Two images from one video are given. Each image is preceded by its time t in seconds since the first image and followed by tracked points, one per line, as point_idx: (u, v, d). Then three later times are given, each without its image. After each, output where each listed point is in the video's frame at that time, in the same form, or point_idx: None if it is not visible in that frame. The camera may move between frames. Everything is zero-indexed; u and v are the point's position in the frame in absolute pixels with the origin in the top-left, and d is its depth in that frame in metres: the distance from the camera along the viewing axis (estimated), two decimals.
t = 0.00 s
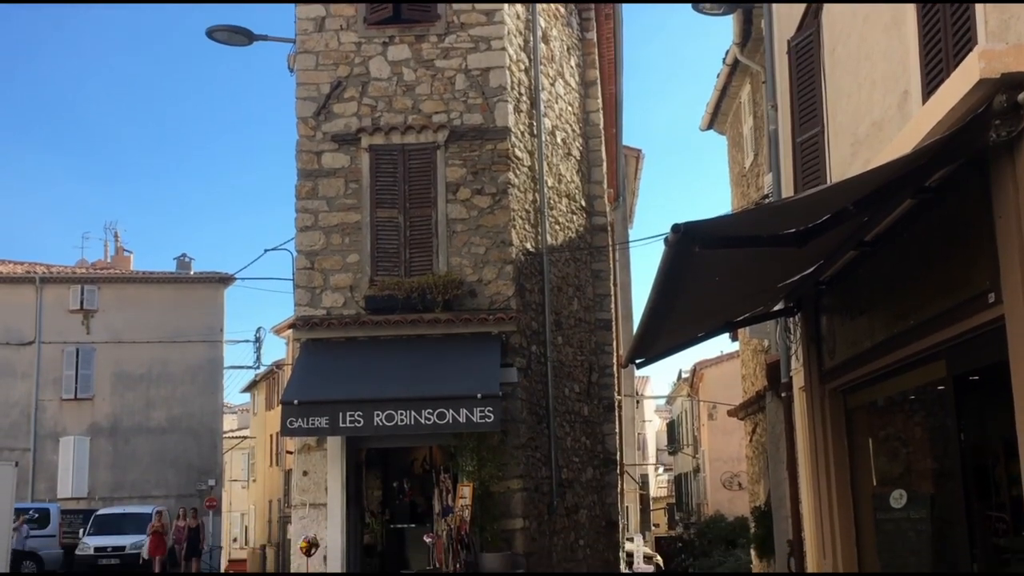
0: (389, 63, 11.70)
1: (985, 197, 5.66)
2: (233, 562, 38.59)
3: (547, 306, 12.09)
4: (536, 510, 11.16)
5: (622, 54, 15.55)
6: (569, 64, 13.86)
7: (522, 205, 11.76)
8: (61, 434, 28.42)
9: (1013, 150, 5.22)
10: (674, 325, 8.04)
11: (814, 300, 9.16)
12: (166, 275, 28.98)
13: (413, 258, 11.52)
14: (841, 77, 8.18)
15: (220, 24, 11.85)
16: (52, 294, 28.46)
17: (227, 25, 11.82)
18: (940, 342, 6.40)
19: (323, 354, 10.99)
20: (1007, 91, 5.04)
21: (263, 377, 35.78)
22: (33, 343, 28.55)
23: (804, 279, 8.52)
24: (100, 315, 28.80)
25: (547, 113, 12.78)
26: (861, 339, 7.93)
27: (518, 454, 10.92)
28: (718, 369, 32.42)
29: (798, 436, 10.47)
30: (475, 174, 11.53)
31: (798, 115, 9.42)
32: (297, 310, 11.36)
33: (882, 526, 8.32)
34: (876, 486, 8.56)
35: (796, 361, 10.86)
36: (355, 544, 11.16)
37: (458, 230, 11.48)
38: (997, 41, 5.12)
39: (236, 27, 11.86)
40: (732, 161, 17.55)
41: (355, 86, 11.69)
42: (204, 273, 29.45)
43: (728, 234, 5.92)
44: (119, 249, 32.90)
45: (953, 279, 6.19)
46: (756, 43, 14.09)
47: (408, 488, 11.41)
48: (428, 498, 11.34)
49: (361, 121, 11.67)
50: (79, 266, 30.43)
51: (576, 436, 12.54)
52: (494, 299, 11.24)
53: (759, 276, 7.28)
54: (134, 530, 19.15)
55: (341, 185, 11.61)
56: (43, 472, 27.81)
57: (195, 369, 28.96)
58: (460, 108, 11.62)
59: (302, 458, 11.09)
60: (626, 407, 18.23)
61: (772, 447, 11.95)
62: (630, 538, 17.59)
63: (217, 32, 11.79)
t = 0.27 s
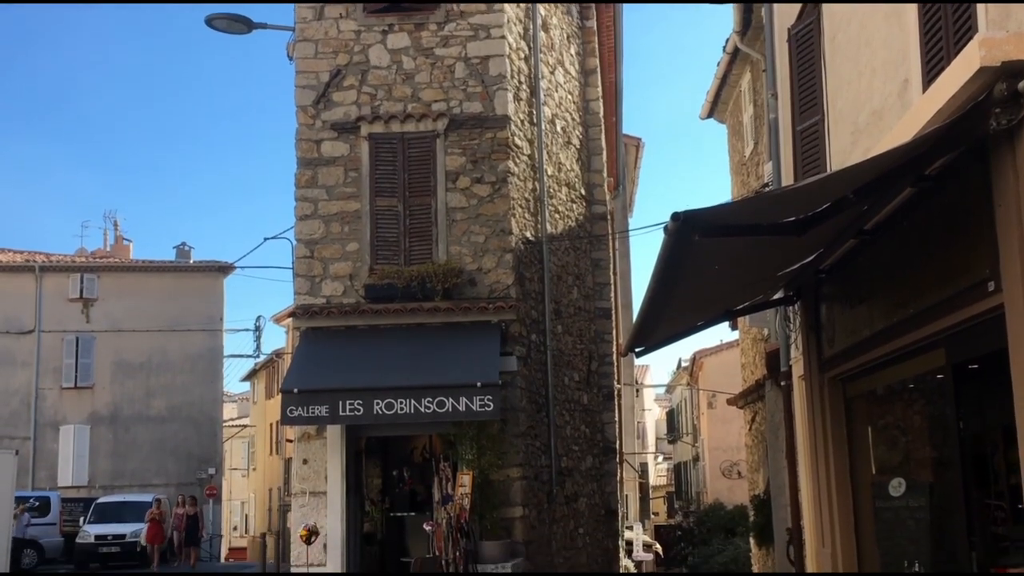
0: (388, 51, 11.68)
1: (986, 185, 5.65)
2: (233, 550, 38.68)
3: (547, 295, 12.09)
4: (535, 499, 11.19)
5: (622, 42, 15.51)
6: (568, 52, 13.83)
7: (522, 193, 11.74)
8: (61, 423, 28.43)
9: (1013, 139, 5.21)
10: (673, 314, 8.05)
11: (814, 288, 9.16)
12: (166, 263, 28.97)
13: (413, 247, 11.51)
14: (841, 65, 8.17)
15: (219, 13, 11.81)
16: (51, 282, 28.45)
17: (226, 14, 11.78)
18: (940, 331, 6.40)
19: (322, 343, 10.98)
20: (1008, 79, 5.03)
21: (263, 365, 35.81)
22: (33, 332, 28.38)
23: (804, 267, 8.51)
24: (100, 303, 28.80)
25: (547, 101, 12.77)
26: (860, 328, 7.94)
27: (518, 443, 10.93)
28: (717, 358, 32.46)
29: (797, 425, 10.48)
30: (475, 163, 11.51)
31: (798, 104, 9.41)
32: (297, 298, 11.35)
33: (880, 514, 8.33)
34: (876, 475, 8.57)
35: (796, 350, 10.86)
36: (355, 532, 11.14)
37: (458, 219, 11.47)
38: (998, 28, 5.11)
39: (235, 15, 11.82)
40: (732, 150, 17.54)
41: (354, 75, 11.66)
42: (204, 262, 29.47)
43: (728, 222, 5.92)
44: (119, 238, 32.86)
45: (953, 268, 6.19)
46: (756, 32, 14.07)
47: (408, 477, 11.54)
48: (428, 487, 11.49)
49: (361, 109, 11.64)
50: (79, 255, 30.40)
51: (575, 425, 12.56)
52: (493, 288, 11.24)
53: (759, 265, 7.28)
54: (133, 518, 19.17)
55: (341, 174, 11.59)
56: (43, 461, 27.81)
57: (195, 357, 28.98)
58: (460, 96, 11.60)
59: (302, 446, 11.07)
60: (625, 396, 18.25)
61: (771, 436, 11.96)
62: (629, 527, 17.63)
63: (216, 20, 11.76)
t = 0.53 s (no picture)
0: (388, 39, 11.65)
1: (986, 172, 5.64)
2: (233, 538, 38.76)
3: (547, 284, 12.09)
4: (535, 486, 11.22)
5: (622, 31, 15.48)
6: (568, 40, 13.80)
7: (521, 181, 11.73)
8: (61, 411, 28.47)
9: (1014, 127, 5.20)
10: (673, 302, 8.06)
11: (813, 277, 9.17)
12: (165, 252, 28.96)
13: (413, 235, 11.50)
14: (841, 53, 8.16)
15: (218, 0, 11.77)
16: (52, 271, 28.39)
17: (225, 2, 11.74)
18: (940, 318, 6.39)
19: (322, 331, 10.98)
20: (1008, 67, 5.02)
21: (263, 354, 35.84)
22: (32, 321, 28.38)
23: (803, 256, 8.51)
24: (99, 292, 28.75)
25: (547, 89, 12.74)
26: (860, 316, 7.94)
27: (517, 431, 10.95)
28: (717, 347, 32.51)
29: (796, 413, 10.49)
30: (474, 151, 11.50)
31: (798, 92, 9.40)
32: (296, 287, 11.34)
33: (880, 502, 8.36)
34: (875, 463, 8.59)
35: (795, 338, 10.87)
36: (355, 520, 11.15)
37: (458, 207, 11.46)
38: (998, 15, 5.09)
39: (234, 3, 11.78)
40: (732, 138, 17.51)
41: (354, 63, 11.64)
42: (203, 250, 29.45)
43: (727, 210, 5.91)
44: (118, 226, 32.84)
45: (953, 255, 6.18)
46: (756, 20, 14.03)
47: (407, 465, 11.66)
48: (428, 475, 11.60)
49: (361, 98, 11.62)
50: (78, 244, 30.38)
51: (575, 413, 12.57)
52: (493, 276, 11.24)
53: (758, 253, 7.28)
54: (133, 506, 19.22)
55: (340, 162, 11.58)
56: (43, 448, 27.93)
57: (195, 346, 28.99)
58: (459, 84, 11.58)
59: (302, 434, 11.09)
60: (625, 384, 18.29)
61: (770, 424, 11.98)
62: (629, 515, 17.65)
63: (215, 8, 11.72)
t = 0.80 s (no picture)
0: (387, 24, 11.60)
1: (986, 158, 5.63)
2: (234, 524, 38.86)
3: (546, 270, 12.09)
4: (535, 472, 11.25)
5: (622, 16, 15.43)
6: (568, 25, 13.75)
7: (521, 167, 11.71)
8: (61, 397, 28.51)
9: (1014, 112, 5.19)
10: (673, 287, 8.06)
11: (813, 263, 9.16)
12: (165, 238, 28.93)
13: (412, 221, 11.49)
14: (842, 38, 8.14)
15: None
16: (51, 257, 28.42)
17: None
18: (939, 303, 6.39)
19: (322, 317, 10.98)
20: (1009, 51, 5.00)
21: (263, 341, 35.87)
22: (32, 307, 28.37)
23: (803, 241, 8.50)
24: (99, 278, 28.70)
25: (547, 75, 12.71)
26: (860, 302, 7.94)
27: (517, 417, 10.97)
28: (717, 333, 32.54)
29: (795, 398, 10.51)
30: (474, 137, 11.48)
31: (798, 78, 9.38)
32: (296, 273, 11.33)
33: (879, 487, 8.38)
34: (874, 448, 8.60)
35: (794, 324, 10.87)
36: (355, 505, 11.15)
37: (457, 193, 11.45)
38: None
39: None
40: (732, 124, 17.48)
41: (353, 48, 11.61)
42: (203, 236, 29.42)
43: (727, 195, 5.91)
44: (117, 212, 32.81)
45: (952, 240, 6.18)
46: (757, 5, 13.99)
47: (407, 451, 11.69)
48: (427, 461, 11.66)
49: (360, 83, 11.59)
50: (77, 230, 30.35)
51: (574, 399, 12.59)
52: (493, 262, 11.23)
53: (758, 239, 7.28)
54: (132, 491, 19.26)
55: (340, 148, 11.56)
56: (43, 434, 28.02)
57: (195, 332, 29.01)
58: (459, 70, 11.55)
59: (302, 420, 11.07)
60: (625, 370, 18.31)
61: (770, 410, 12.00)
62: (629, 500, 17.69)
63: None
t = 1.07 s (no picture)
0: (386, 11, 11.57)
1: (987, 145, 5.62)
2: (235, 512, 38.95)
3: (546, 257, 12.08)
4: (535, 460, 11.28)
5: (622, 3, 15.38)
6: (568, 12, 13.71)
7: (521, 155, 11.69)
8: (61, 385, 28.55)
9: (1014, 98, 5.18)
10: (673, 275, 8.07)
11: (813, 250, 9.16)
12: (165, 227, 28.91)
13: (411, 209, 11.48)
14: (842, 25, 8.12)
15: None
16: (51, 245, 28.16)
17: None
18: (939, 291, 6.40)
19: (321, 305, 10.98)
20: (1010, 38, 4.99)
21: (263, 329, 35.89)
22: (32, 294, 28.37)
23: (803, 229, 8.49)
24: (99, 267, 28.57)
25: (546, 62, 12.67)
26: (859, 289, 7.94)
27: (517, 405, 10.98)
28: (717, 321, 32.55)
29: (795, 386, 10.52)
30: (473, 125, 11.46)
31: (799, 65, 9.36)
32: (295, 261, 11.33)
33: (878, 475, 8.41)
34: (873, 435, 8.61)
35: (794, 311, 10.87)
36: (355, 493, 11.15)
37: (457, 181, 11.43)
38: None
39: None
40: (732, 112, 17.44)
41: (352, 36, 11.57)
42: (204, 224, 29.13)
43: (726, 182, 5.90)
44: (117, 200, 32.78)
45: (952, 228, 6.17)
46: None
47: (407, 439, 11.71)
48: (427, 449, 11.68)
49: (359, 71, 11.57)
50: (77, 218, 30.33)
51: (574, 387, 12.60)
52: (492, 250, 11.23)
53: (757, 226, 7.28)
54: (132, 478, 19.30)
55: (339, 135, 11.54)
56: (43, 422, 28.19)
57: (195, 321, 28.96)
58: (458, 57, 11.53)
59: (302, 408, 11.06)
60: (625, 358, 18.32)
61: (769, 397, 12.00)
62: (629, 488, 17.72)
63: None
